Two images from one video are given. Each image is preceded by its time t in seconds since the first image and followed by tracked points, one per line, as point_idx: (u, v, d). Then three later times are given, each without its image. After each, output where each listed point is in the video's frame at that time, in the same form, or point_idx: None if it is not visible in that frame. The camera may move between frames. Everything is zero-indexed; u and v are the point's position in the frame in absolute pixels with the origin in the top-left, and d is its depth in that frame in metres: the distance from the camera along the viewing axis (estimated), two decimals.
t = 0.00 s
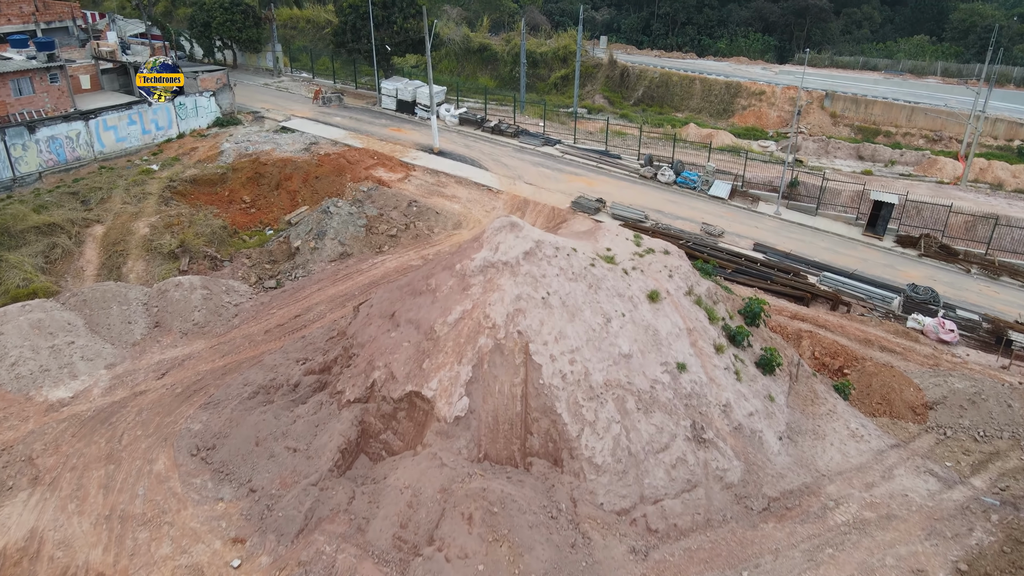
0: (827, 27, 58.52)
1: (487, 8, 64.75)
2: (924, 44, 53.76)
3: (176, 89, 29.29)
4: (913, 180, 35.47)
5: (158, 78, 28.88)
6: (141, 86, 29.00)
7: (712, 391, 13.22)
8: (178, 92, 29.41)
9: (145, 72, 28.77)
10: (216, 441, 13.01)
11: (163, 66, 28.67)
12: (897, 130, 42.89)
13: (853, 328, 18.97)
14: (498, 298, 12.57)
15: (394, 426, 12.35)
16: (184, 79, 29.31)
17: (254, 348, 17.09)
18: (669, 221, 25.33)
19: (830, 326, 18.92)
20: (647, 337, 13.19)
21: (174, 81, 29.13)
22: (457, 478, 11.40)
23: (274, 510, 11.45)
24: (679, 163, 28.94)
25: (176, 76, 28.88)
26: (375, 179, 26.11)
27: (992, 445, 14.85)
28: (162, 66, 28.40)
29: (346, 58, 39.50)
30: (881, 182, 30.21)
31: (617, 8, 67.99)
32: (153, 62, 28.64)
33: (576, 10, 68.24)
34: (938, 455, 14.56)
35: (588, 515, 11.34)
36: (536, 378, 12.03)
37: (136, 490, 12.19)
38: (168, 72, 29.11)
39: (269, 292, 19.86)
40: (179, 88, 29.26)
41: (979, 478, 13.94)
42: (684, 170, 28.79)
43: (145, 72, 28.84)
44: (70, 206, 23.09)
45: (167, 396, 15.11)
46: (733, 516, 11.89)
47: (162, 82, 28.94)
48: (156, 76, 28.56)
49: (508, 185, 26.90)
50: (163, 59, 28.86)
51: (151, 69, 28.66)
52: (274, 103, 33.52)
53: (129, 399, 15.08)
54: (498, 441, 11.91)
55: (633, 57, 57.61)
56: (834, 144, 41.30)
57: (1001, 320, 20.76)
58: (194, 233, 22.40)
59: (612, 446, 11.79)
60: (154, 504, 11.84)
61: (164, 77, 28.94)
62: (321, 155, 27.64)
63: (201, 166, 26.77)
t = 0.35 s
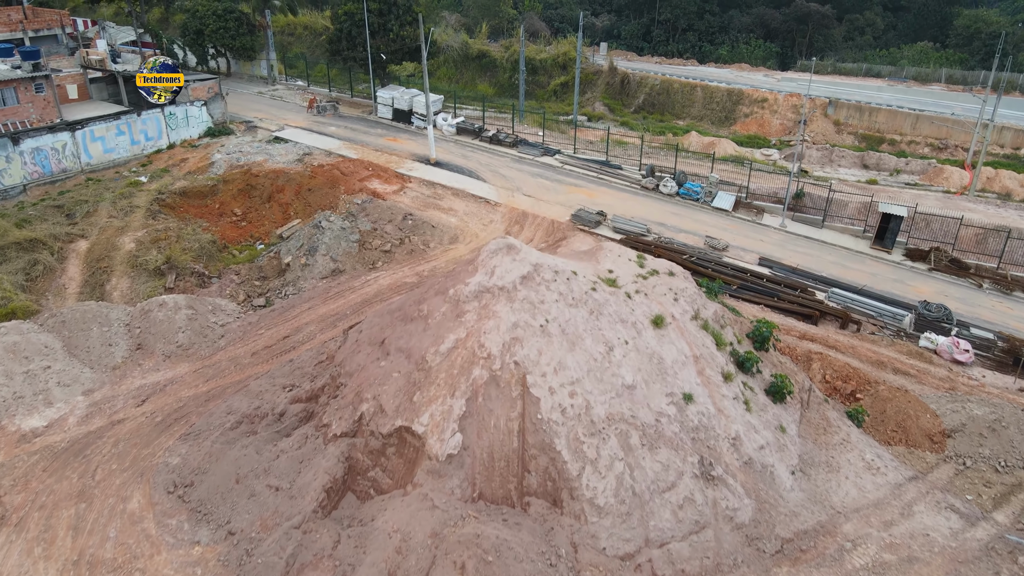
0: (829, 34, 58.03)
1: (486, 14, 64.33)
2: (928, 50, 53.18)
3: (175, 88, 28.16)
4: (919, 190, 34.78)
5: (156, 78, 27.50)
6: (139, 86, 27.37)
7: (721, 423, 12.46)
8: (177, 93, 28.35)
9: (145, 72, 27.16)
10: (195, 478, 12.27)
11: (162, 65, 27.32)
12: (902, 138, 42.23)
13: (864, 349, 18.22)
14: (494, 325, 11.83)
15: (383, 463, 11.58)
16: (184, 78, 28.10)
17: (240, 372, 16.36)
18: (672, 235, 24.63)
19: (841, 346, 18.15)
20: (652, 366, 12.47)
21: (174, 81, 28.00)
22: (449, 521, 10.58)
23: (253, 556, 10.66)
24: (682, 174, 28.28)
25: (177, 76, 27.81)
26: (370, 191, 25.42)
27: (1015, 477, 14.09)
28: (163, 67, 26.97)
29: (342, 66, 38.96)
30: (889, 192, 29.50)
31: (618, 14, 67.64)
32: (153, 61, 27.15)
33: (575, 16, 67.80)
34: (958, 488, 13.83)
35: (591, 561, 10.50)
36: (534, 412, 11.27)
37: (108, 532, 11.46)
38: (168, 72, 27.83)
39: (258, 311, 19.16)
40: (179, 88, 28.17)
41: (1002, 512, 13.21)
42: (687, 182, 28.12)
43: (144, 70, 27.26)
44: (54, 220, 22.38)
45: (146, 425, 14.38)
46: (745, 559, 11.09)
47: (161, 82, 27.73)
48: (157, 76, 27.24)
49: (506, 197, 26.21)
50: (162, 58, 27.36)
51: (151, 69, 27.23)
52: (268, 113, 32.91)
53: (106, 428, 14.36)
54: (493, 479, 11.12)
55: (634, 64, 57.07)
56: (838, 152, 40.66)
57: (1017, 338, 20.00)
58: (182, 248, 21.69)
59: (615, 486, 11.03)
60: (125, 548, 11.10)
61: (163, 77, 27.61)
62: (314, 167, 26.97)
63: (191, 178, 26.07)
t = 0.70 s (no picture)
0: (830, 49, 57.96)
1: (485, 30, 64.25)
2: (929, 65, 52.91)
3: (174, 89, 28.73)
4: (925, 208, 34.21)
5: (157, 79, 28.24)
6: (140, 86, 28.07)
7: (730, 466, 11.65)
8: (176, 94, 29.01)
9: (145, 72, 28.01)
10: (170, 526, 11.49)
11: (162, 65, 28.19)
12: (905, 155, 41.77)
13: (877, 378, 17.46)
14: (490, 364, 11.13)
15: (370, 511, 10.71)
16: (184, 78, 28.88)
17: (225, 405, 15.60)
18: (675, 257, 23.99)
19: (853, 376, 17.38)
20: (657, 405, 11.73)
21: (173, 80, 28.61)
22: None
23: None
24: (684, 193, 27.72)
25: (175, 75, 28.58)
26: (364, 212, 24.82)
27: None
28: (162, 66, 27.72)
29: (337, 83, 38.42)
30: (895, 212, 28.91)
31: (617, 29, 67.64)
32: (153, 61, 28.01)
33: (575, 31, 67.73)
34: (981, 531, 13.05)
35: None
36: (532, 458, 10.47)
37: None
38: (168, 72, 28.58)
39: (246, 339, 18.47)
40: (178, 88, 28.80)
41: None
42: (689, 201, 27.52)
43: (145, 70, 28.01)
44: (38, 243, 21.76)
45: (123, 465, 13.64)
46: None
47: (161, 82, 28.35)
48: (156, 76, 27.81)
49: (504, 218, 25.58)
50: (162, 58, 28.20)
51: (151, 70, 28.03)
52: (262, 130, 32.43)
53: (81, 468, 13.63)
54: (489, 530, 10.19)
55: (633, 79, 56.84)
56: (842, 169, 40.13)
57: None
58: (170, 272, 21.07)
59: (620, 538, 10.06)
60: None
61: (163, 77, 28.33)
62: (307, 187, 26.41)
63: (181, 198, 25.53)
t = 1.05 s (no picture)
0: (833, 62, 57.64)
1: (484, 43, 64.13)
2: (932, 80, 52.70)
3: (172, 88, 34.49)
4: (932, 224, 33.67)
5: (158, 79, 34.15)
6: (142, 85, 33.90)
7: (744, 510, 10.77)
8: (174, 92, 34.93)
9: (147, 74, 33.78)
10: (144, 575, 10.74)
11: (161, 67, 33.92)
12: (910, 169, 41.29)
13: (891, 407, 16.73)
14: (487, 402, 10.47)
15: (358, 562, 9.81)
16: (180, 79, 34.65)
17: (209, 438, 14.88)
18: (679, 276, 23.38)
19: (867, 404, 16.65)
20: (665, 444, 10.96)
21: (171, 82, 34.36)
22: None
23: None
24: (687, 211, 27.17)
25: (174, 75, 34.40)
26: (360, 231, 24.30)
27: None
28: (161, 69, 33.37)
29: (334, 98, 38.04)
30: (903, 229, 28.32)
31: (617, 43, 67.62)
32: (153, 64, 33.76)
33: (575, 45, 67.67)
34: None
35: None
36: (532, 505, 9.69)
37: None
38: (166, 74, 34.29)
39: (235, 365, 17.80)
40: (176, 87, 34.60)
41: None
42: (692, 219, 26.98)
43: (147, 71, 33.77)
44: (22, 263, 21.16)
45: (99, 505, 12.92)
46: None
47: (161, 84, 33.99)
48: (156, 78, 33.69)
49: (503, 236, 24.98)
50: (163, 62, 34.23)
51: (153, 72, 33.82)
52: (256, 146, 32.06)
53: (55, 507, 12.91)
54: None
55: (634, 93, 56.62)
56: (845, 184, 39.60)
57: None
58: (159, 293, 20.50)
59: None
60: None
61: (163, 78, 34.23)
62: (302, 205, 25.95)
63: (172, 217, 25.12)
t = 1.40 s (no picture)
0: (834, 71, 57.48)
1: (484, 51, 63.76)
2: (936, 88, 52.51)
3: (172, 87, 37.65)
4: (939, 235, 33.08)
5: (158, 79, 37.23)
6: (142, 86, 37.05)
7: (758, 551, 9.80)
8: (175, 91, 38.07)
9: (147, 74, 36.75)
10: None
11: (162, 67, 36.84)
12: (915, 179, 40.72)
13: (906, 431, 16.04)
14: (486, 438, 9.82)
15: None
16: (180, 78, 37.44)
17: (195, 466, 14.21)
18: (683, 292, 22.79)
19: (882, 428, 15.95)
20: (675, 480, 10.16)
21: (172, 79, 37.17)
22: None
23: None
24: (691, 223, 26.75)
25: (174, 76, 37.28)
26: (355, 245, 23.77)
27: None
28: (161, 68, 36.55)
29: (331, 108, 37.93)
30: (912, 241, 27.71)
31: (618, 51, 67.44)
32: (155, 65, 36.72)
33: (575, 53, 67.32)
34: None
35: None
36: (533, 550, 8.92)
37: None
38: (166, 74, 37.19)
39: (224, 387, 17.15)
40: (176, 88, 37.81)
41: None
42: (697, 231, 26.57)
43: (147, 71, 36.68)
44: (8, 279, 20.59)
45: (77, 541, 12.26)
46: None
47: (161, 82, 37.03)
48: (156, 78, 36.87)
49: (504, 251, 24.37)
50: (162, 62, 36.91)
51: (155, 72, 36.86)
52: (250, 156, 31.83)
53: (30, 543, 12.25)
54: None
55: (635, 101, 56.25)
56: (850, 195, 39.07)
57: None
58: (148, 310, 19.91)
59: None
60: None
61: (164, 78, 37.24)
62: (296, 217, 25.54)
63: (163, 230, 24.68)
